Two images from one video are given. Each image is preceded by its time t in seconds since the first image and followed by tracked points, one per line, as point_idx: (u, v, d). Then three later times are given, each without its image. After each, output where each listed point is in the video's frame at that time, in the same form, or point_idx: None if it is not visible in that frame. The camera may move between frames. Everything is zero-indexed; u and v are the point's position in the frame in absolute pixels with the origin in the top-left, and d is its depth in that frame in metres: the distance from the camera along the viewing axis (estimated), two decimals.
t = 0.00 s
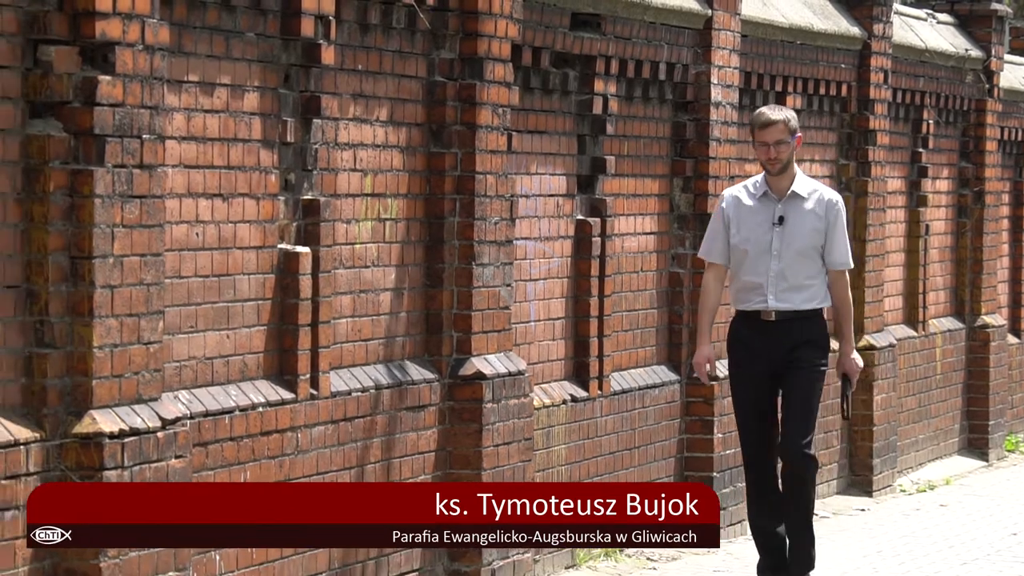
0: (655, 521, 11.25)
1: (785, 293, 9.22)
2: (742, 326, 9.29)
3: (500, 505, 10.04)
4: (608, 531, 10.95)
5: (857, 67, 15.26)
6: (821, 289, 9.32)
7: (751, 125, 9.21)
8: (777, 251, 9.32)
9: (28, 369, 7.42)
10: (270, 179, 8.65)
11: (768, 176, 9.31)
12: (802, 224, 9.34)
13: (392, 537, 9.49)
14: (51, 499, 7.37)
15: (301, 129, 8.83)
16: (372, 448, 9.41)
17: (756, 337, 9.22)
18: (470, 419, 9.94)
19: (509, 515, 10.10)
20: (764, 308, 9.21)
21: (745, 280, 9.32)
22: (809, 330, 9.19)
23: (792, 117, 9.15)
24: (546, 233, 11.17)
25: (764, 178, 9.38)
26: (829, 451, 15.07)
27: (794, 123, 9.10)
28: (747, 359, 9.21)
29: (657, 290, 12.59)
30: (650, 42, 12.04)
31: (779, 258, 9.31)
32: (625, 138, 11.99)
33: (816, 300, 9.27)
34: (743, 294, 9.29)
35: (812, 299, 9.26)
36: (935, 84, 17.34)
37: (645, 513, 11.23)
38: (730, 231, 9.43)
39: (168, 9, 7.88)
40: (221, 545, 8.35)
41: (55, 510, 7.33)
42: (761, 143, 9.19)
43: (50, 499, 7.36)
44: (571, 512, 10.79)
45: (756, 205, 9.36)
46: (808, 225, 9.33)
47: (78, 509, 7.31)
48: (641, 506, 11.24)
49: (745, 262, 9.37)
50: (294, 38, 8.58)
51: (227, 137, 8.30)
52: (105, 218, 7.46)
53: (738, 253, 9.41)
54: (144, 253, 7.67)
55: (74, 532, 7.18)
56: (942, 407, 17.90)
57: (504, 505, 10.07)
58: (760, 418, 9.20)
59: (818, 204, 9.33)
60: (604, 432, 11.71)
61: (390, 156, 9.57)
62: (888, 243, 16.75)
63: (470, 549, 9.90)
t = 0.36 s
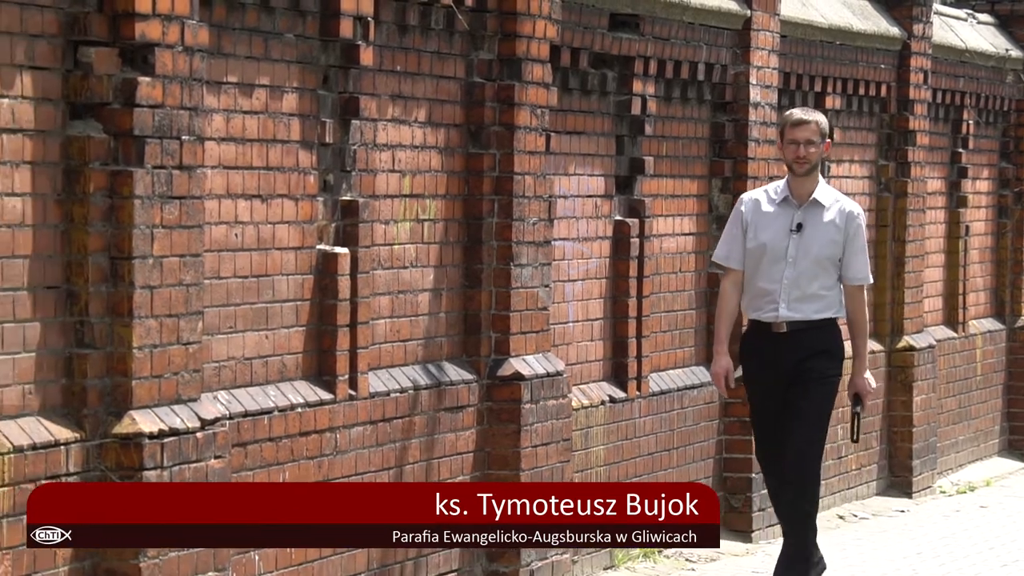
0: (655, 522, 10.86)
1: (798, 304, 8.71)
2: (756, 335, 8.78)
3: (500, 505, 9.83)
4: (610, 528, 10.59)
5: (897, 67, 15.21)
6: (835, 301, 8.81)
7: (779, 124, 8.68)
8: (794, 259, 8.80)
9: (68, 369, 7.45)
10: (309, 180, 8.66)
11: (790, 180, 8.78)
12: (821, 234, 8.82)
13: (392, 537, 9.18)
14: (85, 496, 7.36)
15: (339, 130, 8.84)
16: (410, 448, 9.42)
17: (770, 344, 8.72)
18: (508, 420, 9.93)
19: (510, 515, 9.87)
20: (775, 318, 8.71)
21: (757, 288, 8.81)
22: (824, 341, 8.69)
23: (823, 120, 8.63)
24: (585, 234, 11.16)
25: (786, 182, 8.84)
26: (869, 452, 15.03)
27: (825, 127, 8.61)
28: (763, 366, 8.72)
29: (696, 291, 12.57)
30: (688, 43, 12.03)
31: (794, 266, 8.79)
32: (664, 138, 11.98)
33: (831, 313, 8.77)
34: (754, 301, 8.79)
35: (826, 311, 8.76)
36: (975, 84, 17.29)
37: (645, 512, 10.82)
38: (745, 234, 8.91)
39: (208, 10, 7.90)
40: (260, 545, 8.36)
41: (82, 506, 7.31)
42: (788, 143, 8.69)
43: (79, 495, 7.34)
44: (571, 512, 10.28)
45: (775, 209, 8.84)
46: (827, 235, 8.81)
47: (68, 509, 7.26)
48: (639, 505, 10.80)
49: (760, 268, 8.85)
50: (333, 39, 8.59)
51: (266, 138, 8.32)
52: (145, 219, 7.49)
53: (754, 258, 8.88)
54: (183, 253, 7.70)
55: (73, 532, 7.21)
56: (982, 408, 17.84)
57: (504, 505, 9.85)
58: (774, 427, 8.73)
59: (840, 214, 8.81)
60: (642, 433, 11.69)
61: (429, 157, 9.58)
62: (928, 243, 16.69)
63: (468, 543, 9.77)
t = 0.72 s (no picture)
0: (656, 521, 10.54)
1: (820, 296, 8.51)
2: (773, 334, 8.57)
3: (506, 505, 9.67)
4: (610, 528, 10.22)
5: (937, 66, 15.11)
6: (859, 291, 8.60)
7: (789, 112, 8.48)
8: (813, 250, 8.57)
9: (102, 371, 7.43)
10: (344, 180, 8.61)
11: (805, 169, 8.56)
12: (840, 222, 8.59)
13: (392, 537, 8.90)
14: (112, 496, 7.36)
15: (374, 130, 8.79)
16: (445, 451, 9.35)
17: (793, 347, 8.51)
18: (544, 423, 9.87)
19: (510, 515, 9.68)
20: (797, 313, 8.51)
21: (778, 283, 8.60)
22: (846, 342, 8.51)
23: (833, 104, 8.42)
24: (621, 235, 11.10)
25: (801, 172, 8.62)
26: (909, 456, 14.95)
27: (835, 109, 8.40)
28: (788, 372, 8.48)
29: (734, 292, 12.49)
30: (726, 42, 11.95)
31: (814, 258, 8.57)
32: (701, 138, 11.89)
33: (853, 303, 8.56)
34: (775, 297, 8.58)
35: (850, 302, 8.56)
36: (1017, 84, 17.17)
37: (646, 512, 10.47)
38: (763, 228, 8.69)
39: (242, 10, 7.86)
40: (295, 549, 8.30)
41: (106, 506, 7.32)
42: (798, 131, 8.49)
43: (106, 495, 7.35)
44: (571, 512, 9.98)
45: (791, 200, 8.62)
46: (846, 223, 8.57)
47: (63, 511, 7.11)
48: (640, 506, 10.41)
49: (778, 262, 8.64)
50: (368, 38, 8.54)
51: (301, 138, 8.27)
52: (179, 220, 7.46)
53: (772, 253, 8.66)
54: (217, 254, 7.66)
55: (73, 532, 7.09)
56: None
57: (504, 505, 9.65)
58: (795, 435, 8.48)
59: (858, 200, 8.57)
60: (680, 436, 11.61)
61: (464, 157, 9.52)
62: (968, 244, 16.58)
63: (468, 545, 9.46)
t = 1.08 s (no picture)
0: (657, 521, 10.01)
1: (833, 303, 8.15)
2: (783, 343, 8.22)
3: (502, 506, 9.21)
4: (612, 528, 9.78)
5: (988, 61, 14.88)
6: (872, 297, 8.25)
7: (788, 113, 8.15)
8: (823, 255, 8.23)
9: (132, 375, 7.26)
10: (379, 179, 8.42)
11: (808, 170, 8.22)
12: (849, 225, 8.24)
13: (393, 537, 8.41)
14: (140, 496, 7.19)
15: (411, 128, 8.61)
16: (483, 456, 9.14)
17: (803, 358, 8.15)
18: (584, 427, 9.68)
19: (510, 515, 9.22)
20: (810, 322, 8.15)
21: (788, 293, 8.25)
22: (859, 351, 8.13)
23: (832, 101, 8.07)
24: (664, 235, 10.90)
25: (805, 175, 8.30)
26: (960, 462, 14.72)
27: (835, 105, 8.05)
28: (794, 381, 8.14)
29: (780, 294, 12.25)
30: (772, 37, 11.68)
31: (824, 264, 8.23)
32: (745, 136, 11.64)
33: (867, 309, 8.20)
34: (786, 307, 8.24)
35: (863, 310, 8.20)
36: None
37: (647, 513, 9.93)
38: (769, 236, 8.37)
39: (275, 5, 7.69)
40: (329, 556, 8.13)
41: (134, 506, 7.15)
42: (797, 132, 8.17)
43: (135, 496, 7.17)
44: (571, 512, 9.66)
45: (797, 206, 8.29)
46: (855, 224, 8.22)
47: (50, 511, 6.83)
48: (642, 505, 9.88)
49: (786, 270, 8.31)
50: (404, 33, 8.36)
51: (335, 136, 8.10)
52: (210, 219, 7.29)
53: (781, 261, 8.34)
54: (250, 255, 7.49)
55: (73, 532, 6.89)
56: None
57: (504, 505, 9.19)
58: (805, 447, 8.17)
59: (866, 200, 8.21)
60: (724, 441, 11.40)
61: (503, 155, 9.33)
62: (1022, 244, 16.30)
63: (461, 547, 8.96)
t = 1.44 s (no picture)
0: (655, 521, 9.67)
1: (852, 306, 7.69)
2: (797, 343, 7.74)
3: (501, 507, 8.79)
4: (607, 531, 9.46)
5: None
6: (892, 302, 7.79)
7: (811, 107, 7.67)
8: (842, 256, 7.77)
9: (171, 377, 7.18)
10: (422, 180, 8.33)
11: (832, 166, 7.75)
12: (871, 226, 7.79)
13: (391, 537, 8.08)
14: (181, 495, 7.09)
15: (453, 127, 8.51)
16: (526, 461, 9.04)
17: (817, 357, 7.69)
18: (629, 431, 9.57)
19: (510, 515, 8.84)
20: (825, 323, 7.69)
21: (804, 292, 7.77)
22: (880, 350, 7.68)
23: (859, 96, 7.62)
24: (709, 237, 10.77)
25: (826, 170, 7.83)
26: (1012, 467, 14.56)
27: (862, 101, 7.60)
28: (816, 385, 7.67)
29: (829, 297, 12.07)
30: (820, 35, 11.53)
31: (843, 265, 7.77)
32: (793, 136, 11.47)
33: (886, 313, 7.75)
34: (800, 306, 7.76)
35: (881, 315, 7.73)
36: None
37: (646, 513, 9.60)
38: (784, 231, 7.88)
39: (316, 3, 7.61)
40: (370, 562, 8.05)
41: (175, 506, 7.06)
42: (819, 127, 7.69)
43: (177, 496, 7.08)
44: (572, 512, 9.27)
45: (817, 201, 7.81)
46: (878, 226, 7.78)
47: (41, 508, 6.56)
48: (642, 506, 9.55)
49: (801, 269, 7.83)
50: (446, 31, 8.26)
51: (377, 136, 8.01)
52: (250, 220, 7.22)
53: (795, 258, 7.85)
54: (290, 256, 7.41)
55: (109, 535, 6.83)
56: None
57: (504, 505, 8.80)
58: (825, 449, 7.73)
59: (891, 201, 7.79)
60: (770, 445, 11.27)
61: (546, 156, 9.23)
62: None
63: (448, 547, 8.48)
